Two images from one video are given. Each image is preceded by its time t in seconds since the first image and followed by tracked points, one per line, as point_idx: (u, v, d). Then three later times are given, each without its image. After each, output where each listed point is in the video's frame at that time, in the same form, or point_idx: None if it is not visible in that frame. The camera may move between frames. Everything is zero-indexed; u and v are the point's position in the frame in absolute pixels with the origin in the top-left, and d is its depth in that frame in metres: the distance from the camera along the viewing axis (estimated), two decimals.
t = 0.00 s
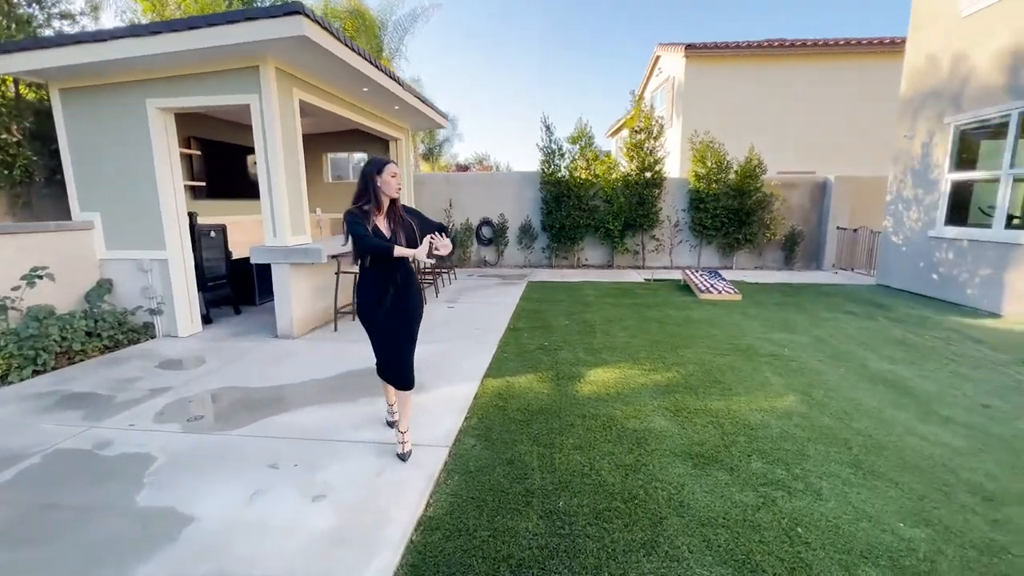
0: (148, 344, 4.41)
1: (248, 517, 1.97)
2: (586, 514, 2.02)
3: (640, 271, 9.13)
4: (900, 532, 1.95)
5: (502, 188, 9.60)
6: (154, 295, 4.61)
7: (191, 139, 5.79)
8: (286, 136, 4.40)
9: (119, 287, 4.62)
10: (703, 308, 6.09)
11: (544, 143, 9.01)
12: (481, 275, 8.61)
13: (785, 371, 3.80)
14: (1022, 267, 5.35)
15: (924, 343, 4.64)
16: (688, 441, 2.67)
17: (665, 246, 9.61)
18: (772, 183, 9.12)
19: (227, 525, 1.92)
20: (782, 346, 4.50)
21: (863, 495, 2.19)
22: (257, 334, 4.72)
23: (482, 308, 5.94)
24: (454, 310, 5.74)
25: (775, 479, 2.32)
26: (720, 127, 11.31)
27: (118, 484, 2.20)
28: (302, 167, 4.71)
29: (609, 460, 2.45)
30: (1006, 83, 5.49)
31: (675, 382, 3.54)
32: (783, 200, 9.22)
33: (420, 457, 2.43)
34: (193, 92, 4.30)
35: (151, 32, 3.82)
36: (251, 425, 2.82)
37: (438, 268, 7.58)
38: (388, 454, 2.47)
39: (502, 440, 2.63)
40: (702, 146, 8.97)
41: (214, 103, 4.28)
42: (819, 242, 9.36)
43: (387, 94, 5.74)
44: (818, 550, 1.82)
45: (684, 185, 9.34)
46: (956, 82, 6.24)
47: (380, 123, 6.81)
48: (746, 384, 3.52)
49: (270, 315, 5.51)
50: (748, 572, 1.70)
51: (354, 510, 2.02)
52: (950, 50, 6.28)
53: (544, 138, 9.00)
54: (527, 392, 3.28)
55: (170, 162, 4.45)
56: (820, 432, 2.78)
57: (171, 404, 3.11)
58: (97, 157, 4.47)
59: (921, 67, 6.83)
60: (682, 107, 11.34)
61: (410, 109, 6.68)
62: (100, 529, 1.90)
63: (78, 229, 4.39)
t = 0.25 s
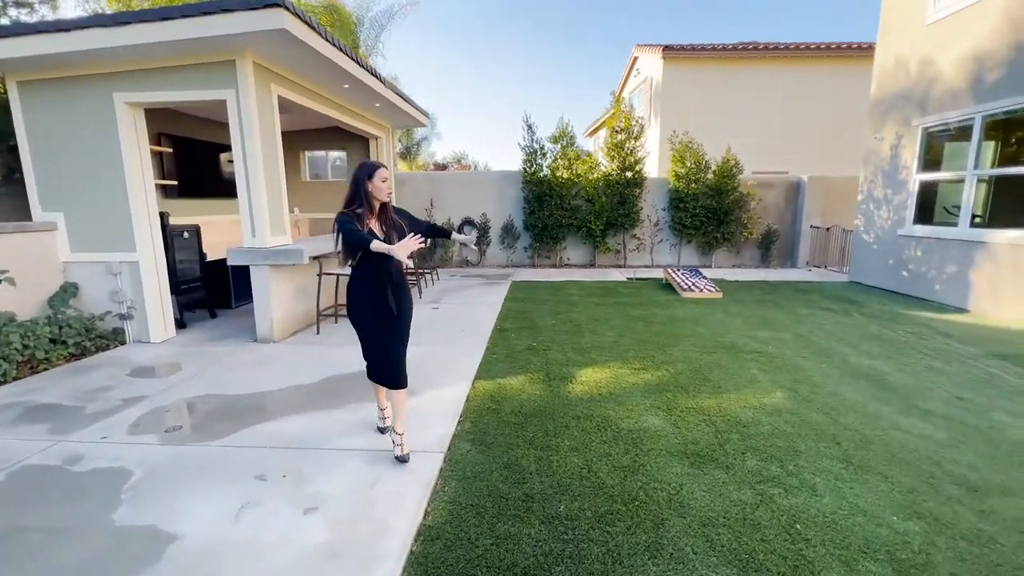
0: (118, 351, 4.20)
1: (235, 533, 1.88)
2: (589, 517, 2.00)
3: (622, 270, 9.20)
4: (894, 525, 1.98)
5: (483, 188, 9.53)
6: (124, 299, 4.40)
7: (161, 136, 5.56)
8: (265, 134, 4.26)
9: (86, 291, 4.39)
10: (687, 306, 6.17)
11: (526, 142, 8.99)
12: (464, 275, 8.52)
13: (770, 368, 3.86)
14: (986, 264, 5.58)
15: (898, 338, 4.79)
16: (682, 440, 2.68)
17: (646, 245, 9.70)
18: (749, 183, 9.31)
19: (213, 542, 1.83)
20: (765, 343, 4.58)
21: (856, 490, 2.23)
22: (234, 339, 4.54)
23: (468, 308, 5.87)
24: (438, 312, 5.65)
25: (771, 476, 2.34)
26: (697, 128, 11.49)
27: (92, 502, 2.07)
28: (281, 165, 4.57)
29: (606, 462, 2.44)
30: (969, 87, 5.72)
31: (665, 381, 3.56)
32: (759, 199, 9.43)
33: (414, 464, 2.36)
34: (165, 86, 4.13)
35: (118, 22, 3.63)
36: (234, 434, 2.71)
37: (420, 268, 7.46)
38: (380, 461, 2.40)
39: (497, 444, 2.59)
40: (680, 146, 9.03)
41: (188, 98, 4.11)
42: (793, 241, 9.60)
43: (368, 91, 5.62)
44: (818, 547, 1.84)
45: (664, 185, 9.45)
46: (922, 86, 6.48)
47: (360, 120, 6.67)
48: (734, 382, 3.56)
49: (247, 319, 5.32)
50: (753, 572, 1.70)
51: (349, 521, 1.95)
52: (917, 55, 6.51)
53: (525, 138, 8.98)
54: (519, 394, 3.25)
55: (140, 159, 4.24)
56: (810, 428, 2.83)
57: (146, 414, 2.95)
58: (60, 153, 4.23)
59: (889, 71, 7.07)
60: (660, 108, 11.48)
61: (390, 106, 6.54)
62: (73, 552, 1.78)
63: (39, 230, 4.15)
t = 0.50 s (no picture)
0: (85, 359, 3.99)
1: (225, 550, 1.80)
2: (590, 521, 1.99)
3: (604, 270, 9.26)
4: (885, 519, 2.03)
5: (465, 187, 9.47)
6: (92, 305, 4.19)
7: (129, 133, 5.35)
8: (242, 131, 4.15)
9: (49, 296, 4.16)
10: (669, 305, 6.25)
11: (507, 141, 8.97)
12: (446, 276, 8.43)
13: (754, 366, 3.94)
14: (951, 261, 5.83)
15: (873, 334, 4.95)
16: (676, 440, 2.70)
17: (626, 245, 9.80)
18: (726, 183, 9.50)
19: (201, 562, 1.74)
20: (747, 340, 4.67)
21: (846, 485, 2.28)
22: (210, 345, 4.37)
23: (452, 310, 5.81)
24: (423, 313, 5.57)
25: (764, 474, 2.37)
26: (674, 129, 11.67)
27: (65, 524, 1.94)
28: (259, 165, 4.46)
29: (603, 464, 2.44)
30: (935, 91, 5.95)
31: (654, 380, 3.59)
32: (736, 199, 9.63)
33: (409, 472, 2.31)
34: (136, 82, 3.96)
35: (84, 14, 3.45)
36: (217, 445, 2.60)
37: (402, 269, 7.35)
38: (374, 470, 2.34)
39: (493, 449, 2.56)
40: (660, 147, 9.18)
41: (161, 94, 3.97)
42: (769, 240, 9.85)
43: (348, 88, 5.51)
44: (816, 543, 1.87)
45: (644, 185, 9.56)
46: (890, 90, 6.71)
47: (337, 118, 6.53)
48: (721, 380, 3.61)
49: (224, 323, 5.14)
50: (756, 571, 1.72)
51: (345, 534, 1.89)
52: (885, 61, 6.76)
53: (507, 137, 8.95)
54: (510, 396, 3.23)
55: (107, 157, 4.04)
56: (797, 424, 2.89)
57: (120, 426, 2.81)
58: (20, 151, 3.99)
59: (860, 75, 7.30)
60: (639, 108, 11.61)
61: (371, 105, 6.48)
62: None
63: None
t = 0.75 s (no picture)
0: (47, 369, 3.77)
1: (210, 571, 1.71)
2: (587, 526, 1.97)
3: (585, 269, 9.30)
4: (872, 513, 2.08)
5: (445, 187, 9.38)
6: (54, 311, 3.96)
7: (91, 130, 5.10)
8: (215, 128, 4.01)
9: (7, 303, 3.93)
10: (651, 304, 6.31)
11: (487, 141, 8.92)
12: (427, 277, 8.33)
13: (737, 363, 4.00)
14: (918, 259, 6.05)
15: (847, 330, 5.10)
16: (666, 439, 2.71)
17: (607, 244, 9.88)
18: (703, 183, 9.67)
19: None
20: (728, 338, 4.75)
21: (833, 480, 2.33)
22: (183, 352, 4.19)
23: (435, 311, 5.73)
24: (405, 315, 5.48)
25: (754, 472, 2.40)
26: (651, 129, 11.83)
27: (31, 548, 1.81)
28: (234, 163, 4.32)
29: (596, 466, 2.43)
30: (902, 95, 6.18)
31: (641, 379, 3.62)
32: (713, 199, 9.81)
33: (401, 481, 2.26)
34: (101, 76, 3.77)
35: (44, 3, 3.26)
36: (196, 458, 2.49)
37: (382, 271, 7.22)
38: (363, 480, 2.27)
39: (484, 454, 2.52)
40: (639, 147, 9.29)
41: (129, 90, 3.79)
42: (744, 239, 10.07)
43: (325, 85, 5.40)
44: (809, 540, 1.89)
45: (623, 184, 9.64)
46: (859, 93, 6.94)
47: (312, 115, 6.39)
48: (705, 378, 3.66)
49: (197, 328, 4.94)
50: (754, 570, 1.73)
51: (338, 547, 1.82)
52: (853, 65, 6.99)
53: (487, 137, 8.91)
54: (499, 399, 3.20)
55: (70, 155, 3.83)
56: (782, 421, 2.94)
57: (88, 440, 2.66)
58: None
59: (830, 79, 7.52)
60: (616, 108, 11.73)
61: (349, 102, 6.39)
62: None
63: None
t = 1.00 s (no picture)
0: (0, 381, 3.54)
1: None
2: (580, 530, 1.95)
3: (565, 268, 9.31)
4: (857, 507, 2.12)
5: (423, 186, 9.26)
6: (7, 318, 3.75)
7: (47, 125, 4.83)
8: (184, 124, 3.86)
9: None
10: (632, 303, 6.35)
11: (466, 140, 8.85)
12: (406, 278, 8.19)
13: (718, 361, 4.06)
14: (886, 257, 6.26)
15: (822, 326, 5.24)
16: (654, 438, 2.72)
17: (586, 243, 9.92)
18: (680, 183, 9.81)
19: None
20: (708, 336, 4.81)
21: (817, 476, 2.37)
22: (150, 359, 4.00)
23: (416, 313, 5.64)
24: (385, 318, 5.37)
25: (741, 470, 2.43)
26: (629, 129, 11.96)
27: None
28: (205, 161, 4.15)
29: (585, 468, 2.42)
30: (869, 98, 6.38)
31: (626, 379, 3.62)
32: (689, 198, 9.97)
33: (388, 490, 2.19)
34: (59, 68, 3.57)
35: None
36: (169, 472, 2.36)
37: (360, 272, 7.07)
38: (348, 491, 2.19)
39: (473, 459, 2.47)
40: (617, 147, 9.36)
41: (89, 83, 3.59)
42: (720, 237, 10.26)
43: (300, 81, 5.26)
44: (798, 538, 1.91)
45: (602, 184, 9.70)
46: (828, 96, 7.16)
47: (285, 111, 6.22)
48: (688, 376, 3.70)
49: (166, 334, 4.73)
50: (747, 571, 1.73)
51: (325, 562, 1.75)
52: (823, 69, 7.20)
53: (466, 136, 8.84)
54: (485, 402, 3.15)
55: (26, 151, 3.59)
56: (765, 418, 2.98)
57: (49, 457, 2.50)
58: None
59: (801, 82, 7.72)
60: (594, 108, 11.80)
61: (324, 100, 6.26)
62: None
63: None
